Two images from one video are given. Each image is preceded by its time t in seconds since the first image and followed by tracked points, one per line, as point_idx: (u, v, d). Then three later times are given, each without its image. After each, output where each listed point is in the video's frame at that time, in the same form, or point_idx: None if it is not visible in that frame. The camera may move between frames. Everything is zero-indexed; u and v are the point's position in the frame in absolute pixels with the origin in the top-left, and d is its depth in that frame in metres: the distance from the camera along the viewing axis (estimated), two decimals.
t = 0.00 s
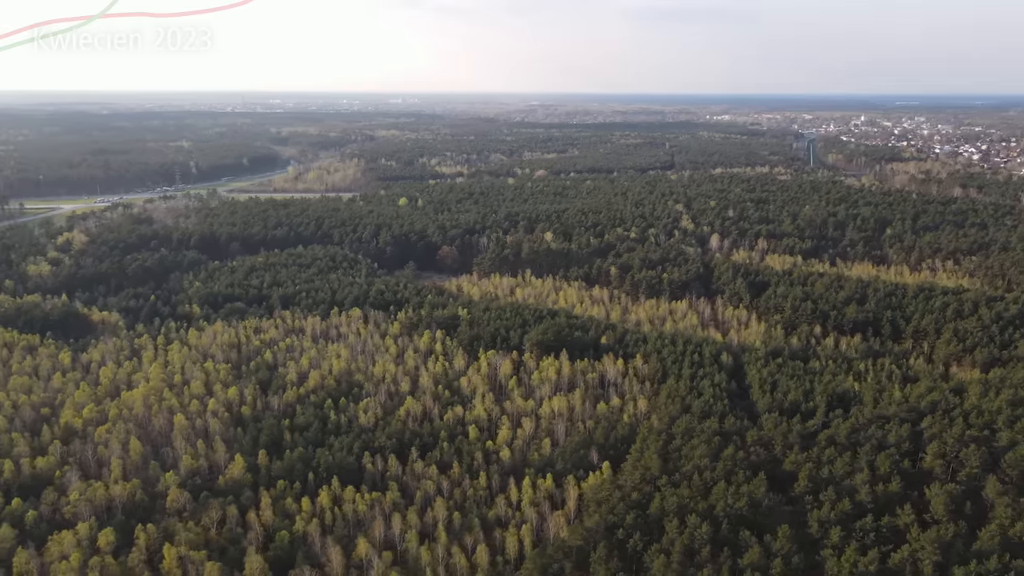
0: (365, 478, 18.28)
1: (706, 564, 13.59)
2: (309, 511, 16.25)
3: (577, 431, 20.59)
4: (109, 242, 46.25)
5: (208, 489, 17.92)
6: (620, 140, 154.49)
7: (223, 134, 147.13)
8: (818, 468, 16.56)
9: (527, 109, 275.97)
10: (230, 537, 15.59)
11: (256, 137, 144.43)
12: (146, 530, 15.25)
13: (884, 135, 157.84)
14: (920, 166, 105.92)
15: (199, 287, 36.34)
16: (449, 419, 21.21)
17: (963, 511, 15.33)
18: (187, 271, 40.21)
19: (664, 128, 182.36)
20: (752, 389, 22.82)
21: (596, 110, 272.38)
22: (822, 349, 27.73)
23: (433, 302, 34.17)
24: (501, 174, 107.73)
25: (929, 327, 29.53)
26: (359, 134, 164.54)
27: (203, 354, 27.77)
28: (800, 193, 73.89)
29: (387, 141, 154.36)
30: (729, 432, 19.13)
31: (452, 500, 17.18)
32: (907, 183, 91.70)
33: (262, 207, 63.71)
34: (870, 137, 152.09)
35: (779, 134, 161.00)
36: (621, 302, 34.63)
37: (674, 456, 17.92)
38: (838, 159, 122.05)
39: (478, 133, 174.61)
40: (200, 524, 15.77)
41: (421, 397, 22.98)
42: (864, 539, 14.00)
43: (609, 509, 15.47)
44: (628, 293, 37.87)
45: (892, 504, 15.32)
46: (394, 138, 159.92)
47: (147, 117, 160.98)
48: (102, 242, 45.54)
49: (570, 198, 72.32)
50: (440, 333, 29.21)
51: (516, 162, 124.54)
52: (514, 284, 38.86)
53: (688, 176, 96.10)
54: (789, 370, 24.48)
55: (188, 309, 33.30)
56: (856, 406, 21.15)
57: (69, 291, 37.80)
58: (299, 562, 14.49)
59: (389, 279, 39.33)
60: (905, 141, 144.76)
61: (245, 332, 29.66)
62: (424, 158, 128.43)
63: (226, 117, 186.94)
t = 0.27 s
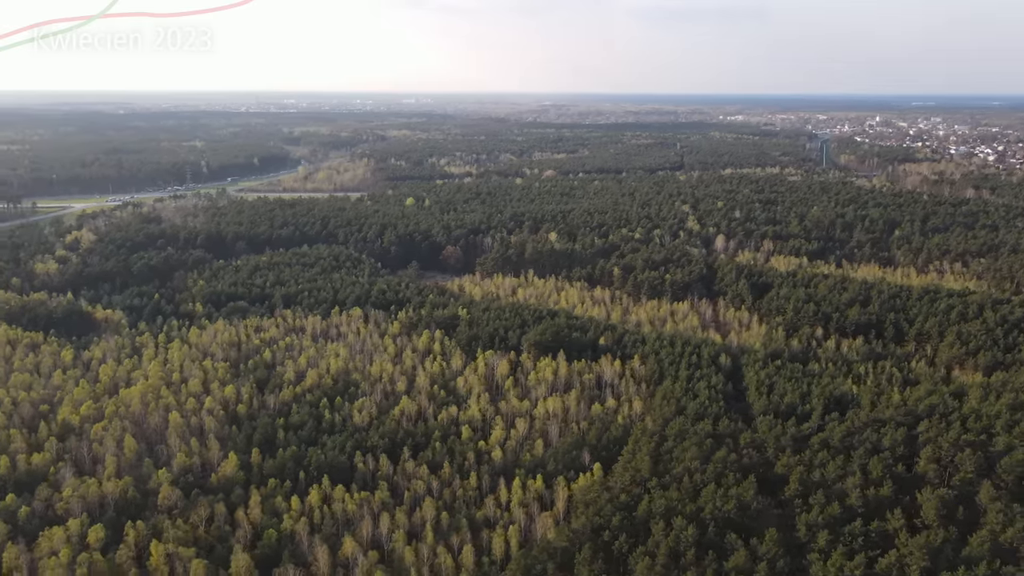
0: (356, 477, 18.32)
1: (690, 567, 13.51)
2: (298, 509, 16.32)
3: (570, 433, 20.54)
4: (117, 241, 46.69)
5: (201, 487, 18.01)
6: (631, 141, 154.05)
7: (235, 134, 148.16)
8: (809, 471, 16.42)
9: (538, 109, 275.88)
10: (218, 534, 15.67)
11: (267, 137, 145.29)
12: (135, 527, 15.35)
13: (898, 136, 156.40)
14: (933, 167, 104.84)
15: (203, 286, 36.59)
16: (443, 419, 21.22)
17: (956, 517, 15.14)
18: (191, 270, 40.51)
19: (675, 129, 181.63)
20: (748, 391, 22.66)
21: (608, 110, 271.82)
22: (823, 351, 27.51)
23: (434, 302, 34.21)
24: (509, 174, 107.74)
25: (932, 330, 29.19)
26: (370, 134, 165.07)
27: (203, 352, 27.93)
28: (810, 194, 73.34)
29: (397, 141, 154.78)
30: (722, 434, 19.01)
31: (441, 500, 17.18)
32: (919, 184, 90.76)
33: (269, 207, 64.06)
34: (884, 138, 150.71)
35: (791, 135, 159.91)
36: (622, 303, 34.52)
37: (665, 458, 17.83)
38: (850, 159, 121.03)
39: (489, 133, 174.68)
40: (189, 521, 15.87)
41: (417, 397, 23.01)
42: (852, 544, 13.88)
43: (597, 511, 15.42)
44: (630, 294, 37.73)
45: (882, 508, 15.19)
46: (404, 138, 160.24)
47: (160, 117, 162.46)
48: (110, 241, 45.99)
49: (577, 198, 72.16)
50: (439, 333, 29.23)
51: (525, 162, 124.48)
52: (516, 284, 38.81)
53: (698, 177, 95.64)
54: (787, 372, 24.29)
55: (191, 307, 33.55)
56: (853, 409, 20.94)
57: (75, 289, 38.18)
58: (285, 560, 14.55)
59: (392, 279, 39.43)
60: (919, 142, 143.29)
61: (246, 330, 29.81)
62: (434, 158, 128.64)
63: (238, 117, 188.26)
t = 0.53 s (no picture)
0: (347, 476, 18.36)
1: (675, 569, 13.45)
2: (288, 508, 16.39)
3: (564, 433, 20.48)
4: (125, 240, 47.13)
5: (194, 484, 18.13)
6: (641, 141, 153.59)
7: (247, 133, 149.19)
8: (799, 474, 16.33)
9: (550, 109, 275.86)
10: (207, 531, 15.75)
11: (278, 137, 146.15)
12: (125, 523, 15.47)
13: (912, 136, 154.87)
14: (947, 168, 103.71)
15: (207, 284, 36.84)
16: (437, 418, 21.24)
17: (946, 523, 15.01)
18: (196, 269, 40.82)
19: (686, 129, 180.87)
20: (745, 393, 22.53)
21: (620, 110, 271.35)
22: (823, 353, 27.31)
23: (435, 301, 34.24)
24: (519, 174, 107.71)
25: (936, 333, 28.85)
26: (380, 134, 165.58)
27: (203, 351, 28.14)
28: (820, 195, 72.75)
29: (407, 141, 155.17)
30: (715, 437, 18.89)
31: (431, 500, 17.19)
32: (932, 185, 89.75)
33: (277, 206, 64.43)
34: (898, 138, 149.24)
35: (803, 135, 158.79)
36: (623, 304, 34.41)
37: (657, 460, 17.76)
38: (863, 160, 119.99)
39: (499, 133, 174.71)
40: (179, 518, 15.97)
41: (412, 396, 23.03)
42: (839, 548, 13.76)
43: (583, 513, 15.35)
44: (633, 294, 37.57)
45: (873, 513, 15.06)
46: (415, 138, 160.54)
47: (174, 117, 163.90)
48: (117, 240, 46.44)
49: (585, 198, 72.00)
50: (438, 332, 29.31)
51: (535, 162, 124.41)
52: (518, 284, 38.78)
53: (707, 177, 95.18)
54: (786, 375, 24.11)
55: (194, 305, 33.79)
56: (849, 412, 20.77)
57: (81, 287, 38.59)
58: (271, 558, 14.61)
59: (395, 279, 39.52)
60: (934, 143, 141.79)
61: (247, 329, 30.00)
62: (444, 158, 128.84)
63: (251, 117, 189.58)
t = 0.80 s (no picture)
0: (339, 474, 18.42)
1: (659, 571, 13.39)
2: (278, 506, 16.47)
3: (557, 434, 20.44)
4: (133, 238, 47.56)
5: (187, 481, 18.25)
6: (652, 141, 153.01)
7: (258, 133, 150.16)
8: (790, 477, 16.21)
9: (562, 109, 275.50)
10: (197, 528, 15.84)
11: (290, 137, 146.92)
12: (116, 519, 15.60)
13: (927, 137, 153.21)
14: (962, 169, 102.49)
15: (211, 283, 37.10)
16: (431, 418, 21.26)
17: (937, 528, 14.85)
18: (201, 268, 41.11)
19: (698, 129, 180.02)
20: (741, 395, 22.40)
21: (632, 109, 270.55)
22: (823, 355, 27.09)
23: (436, 301, 34.27)
24: (528, 174, 107.63)
25: (939, 335, 28.52)
26: (391, 133, 166.01)
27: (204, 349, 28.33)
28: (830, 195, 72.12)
29: (418, 141, 155.50)
30: (708, 438, 18.79)
31: (421, 499, 17.21)
32: (945, 186, 88.76)
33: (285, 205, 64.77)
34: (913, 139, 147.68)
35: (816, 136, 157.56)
36: (625, 304, 34.30)
37: (648, 461, 17.69)
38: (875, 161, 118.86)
39: (510, 133, 174.64)
40: (169, 515, 16.08)
41: (408, 396, 23.07)
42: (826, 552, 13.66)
43: (571, 514, 15.30)
44: (635, 295, 37.42)
45: (863, 517, 14.94)
46: (425, 138, 160.78)
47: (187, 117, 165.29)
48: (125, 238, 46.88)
49: (592, 198, 71.82)
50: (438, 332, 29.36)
51: (544, 162, 124.28)
52: (520, 284, 38.74)
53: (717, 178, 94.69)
54: (784, 377, 23.93)
55: (197, 304, 34.03)
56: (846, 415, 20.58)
57: (87, 285, 38.97)
58: (258, 555, 14.68)
59: (397, 278, 39.60)
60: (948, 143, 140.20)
61: (248, 327, 30.15)
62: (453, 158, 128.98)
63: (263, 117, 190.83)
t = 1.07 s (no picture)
0: (330, 473, 18.43)
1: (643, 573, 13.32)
2: (267, 504, 16.53)
3: (551, 434, 20.39)
4: (141, 237, 48.03)
5: (180, 479, 18.36)
6: (664, 141, 152.40)
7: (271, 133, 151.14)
8: (780, 480, 16.07)
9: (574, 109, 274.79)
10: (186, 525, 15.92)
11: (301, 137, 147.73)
12: (107, 515, 15.72)
13: (942, 137, 151.45)
14: (977, 169, 101.23)
15: (215, 281, 37.36)
16: (425, 417, 21.28)
17: (929, 532, 14.68)
18: (207, 266, 41.40)
19: (710, 129, 179.02)
20: (738, 397, 22.24)
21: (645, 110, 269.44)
22: (825, 357, 26.83)
23: (438, 301, 34.30)
24: (537, 174, 107.57)
25: (943, 338, 28.17)
26: (402, 133, 166.47)
27: (205, 347, 28.52)
28: (840, 196, 71.52)
29: (429, 141, 155.78)
30: (701, 440, 18.67)
31: (410, 498, 17.22)
32: (958, 187, 87.67)
33: (293, 205, 65.11)
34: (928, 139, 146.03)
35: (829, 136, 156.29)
36: (627, 305, 34.18)
37: (638, 462, 17.61)
38: (889, 161, 117.64)
39: (522, 133, 174.57)
40: (159, 512, 16.17)
41: (404, 395, 23.08)
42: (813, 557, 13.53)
43: (558, 516, 15.24)
44: (638, 295, 37.25)
45: (853, 520, 14.83)
46: (435, 138, 161.03)
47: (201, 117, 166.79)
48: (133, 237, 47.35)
49: (600, 199, 71.63)
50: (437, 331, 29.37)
51: (554, 162, 124.13)
52: (523, 284, 38.67)
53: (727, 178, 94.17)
54: (782, 379, 23.74)
55: (201, 302, 34.28)
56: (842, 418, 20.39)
57: (94, 283, 39.36)
58: (245, 553, 14.73)
59: (400, 277, 39.66)
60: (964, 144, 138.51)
61: (249, 326, 30.31)
62: (463, 158, 129.10)
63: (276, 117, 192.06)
